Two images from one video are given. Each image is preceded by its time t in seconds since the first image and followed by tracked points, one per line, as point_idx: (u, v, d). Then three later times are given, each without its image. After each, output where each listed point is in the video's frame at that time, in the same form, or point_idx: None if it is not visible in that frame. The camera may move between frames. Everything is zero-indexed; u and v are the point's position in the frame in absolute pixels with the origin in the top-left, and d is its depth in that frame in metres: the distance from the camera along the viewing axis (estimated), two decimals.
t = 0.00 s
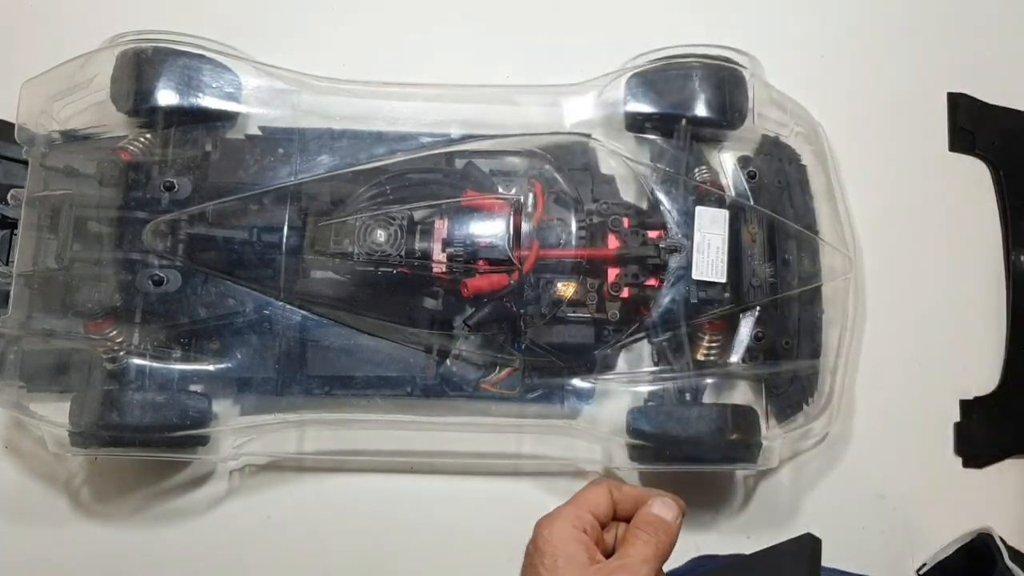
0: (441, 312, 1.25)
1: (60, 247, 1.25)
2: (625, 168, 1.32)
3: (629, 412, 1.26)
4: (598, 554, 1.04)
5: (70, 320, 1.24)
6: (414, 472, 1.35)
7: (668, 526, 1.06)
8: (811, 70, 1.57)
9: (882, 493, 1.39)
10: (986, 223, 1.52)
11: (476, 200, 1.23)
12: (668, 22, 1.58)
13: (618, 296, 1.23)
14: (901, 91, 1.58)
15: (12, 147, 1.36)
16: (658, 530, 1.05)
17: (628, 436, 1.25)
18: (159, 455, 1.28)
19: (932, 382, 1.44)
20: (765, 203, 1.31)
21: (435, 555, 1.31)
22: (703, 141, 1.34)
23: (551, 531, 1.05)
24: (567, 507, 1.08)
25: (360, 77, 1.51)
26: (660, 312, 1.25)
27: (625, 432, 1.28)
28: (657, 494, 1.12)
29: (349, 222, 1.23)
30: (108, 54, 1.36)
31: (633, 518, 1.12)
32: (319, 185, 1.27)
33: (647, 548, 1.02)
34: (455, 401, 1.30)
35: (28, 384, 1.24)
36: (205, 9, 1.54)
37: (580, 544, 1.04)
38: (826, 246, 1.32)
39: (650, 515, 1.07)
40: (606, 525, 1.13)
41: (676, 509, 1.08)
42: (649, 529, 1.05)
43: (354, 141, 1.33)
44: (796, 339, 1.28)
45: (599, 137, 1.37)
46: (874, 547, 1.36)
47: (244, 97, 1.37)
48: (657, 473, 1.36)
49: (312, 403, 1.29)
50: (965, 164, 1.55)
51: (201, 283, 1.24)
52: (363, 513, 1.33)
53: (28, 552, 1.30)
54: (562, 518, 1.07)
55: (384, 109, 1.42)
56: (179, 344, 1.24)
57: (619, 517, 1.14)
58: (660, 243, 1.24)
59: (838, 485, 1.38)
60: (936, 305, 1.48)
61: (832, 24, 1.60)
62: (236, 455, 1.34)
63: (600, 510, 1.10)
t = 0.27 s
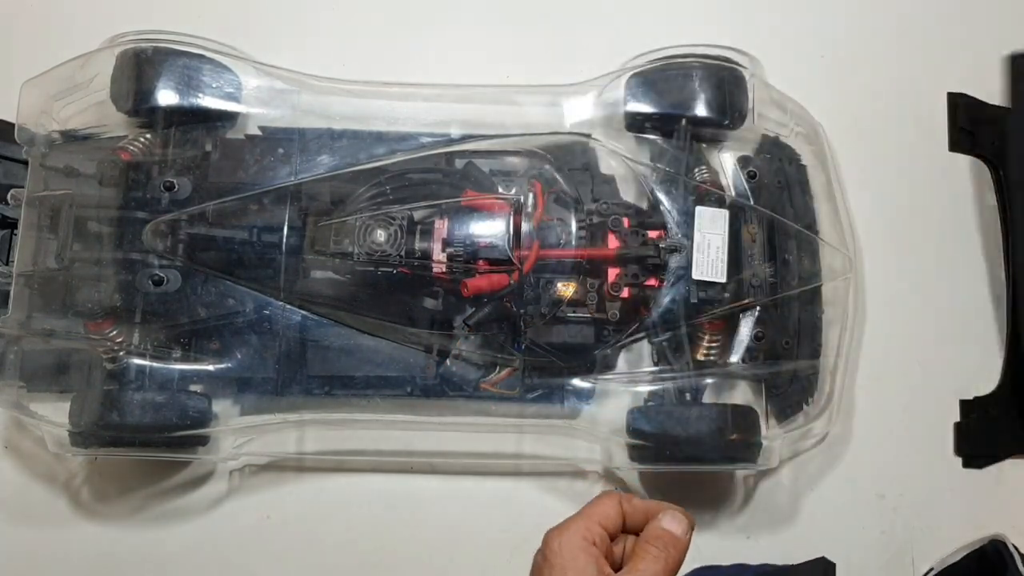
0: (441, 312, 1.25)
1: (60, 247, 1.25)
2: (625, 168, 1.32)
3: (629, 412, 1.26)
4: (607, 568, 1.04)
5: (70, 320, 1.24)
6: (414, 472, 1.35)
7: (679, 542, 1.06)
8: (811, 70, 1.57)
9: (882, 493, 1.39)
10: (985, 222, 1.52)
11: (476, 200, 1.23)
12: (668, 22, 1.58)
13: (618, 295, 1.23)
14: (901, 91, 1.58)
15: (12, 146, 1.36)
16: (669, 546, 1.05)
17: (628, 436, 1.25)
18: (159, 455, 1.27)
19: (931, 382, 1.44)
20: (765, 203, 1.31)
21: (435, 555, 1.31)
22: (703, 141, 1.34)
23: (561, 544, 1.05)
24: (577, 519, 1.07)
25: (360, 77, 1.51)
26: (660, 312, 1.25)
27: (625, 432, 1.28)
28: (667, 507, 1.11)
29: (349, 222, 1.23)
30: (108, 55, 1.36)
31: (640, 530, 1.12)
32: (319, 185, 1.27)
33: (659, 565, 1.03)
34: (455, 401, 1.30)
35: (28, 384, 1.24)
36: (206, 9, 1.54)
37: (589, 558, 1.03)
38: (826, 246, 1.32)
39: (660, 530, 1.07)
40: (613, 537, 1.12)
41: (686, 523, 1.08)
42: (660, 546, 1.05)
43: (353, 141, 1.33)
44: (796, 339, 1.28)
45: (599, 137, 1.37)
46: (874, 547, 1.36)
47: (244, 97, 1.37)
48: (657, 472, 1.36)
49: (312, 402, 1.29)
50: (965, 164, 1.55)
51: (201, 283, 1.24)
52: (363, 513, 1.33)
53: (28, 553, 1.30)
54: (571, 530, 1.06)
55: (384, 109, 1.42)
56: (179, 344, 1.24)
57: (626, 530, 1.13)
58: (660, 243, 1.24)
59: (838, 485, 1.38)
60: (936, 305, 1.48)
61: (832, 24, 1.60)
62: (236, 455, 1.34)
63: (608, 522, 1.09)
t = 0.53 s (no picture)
0: (441, 312, 1.25)
1: (60, 247, 1.25)
2: (625, 168, 1.32)
3: (629, 412, 1.26)
4: None
5: (70, 320, 1.24)
6: (414, 472, 1.35)
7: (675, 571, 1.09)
8: (811, 70, 1.57)
9: (882, 493, 1.39)
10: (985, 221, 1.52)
11: (476, 200, 1.23)
12: (668, 23, 1.58)
13: (618, 295, 1.23)
14: (901, 91, 1.58)
15: (12, 146, 1.36)
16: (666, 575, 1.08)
17: (628, 436, 1.25)
18: (159, 455, 1.28)
19: (932, 382, 1.44)
20: (765, 203, 1.31)
21: (435, 555, 1.31)
22: (703, 141, 1.34)
23: None
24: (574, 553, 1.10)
25: (360, 77, 1.51)
26: (660, 312, 1.25)
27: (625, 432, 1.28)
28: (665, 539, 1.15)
29: (349, 222, 1.23)
30: (109, 55, 1.36)
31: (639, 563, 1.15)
32: (319, 185, 1.27)
33: None
34: (455, 401, 1.30)
35: (28, 384, 1.24)
36: (205, 9, 1.54)
37: None
38: (826, 245, 1.32)
39: (658, 560, 1.10)
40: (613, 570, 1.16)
41: (682, 553, 1.12)
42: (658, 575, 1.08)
43: (354, 141, 1.33)
44: (796, 339, 1.28)
45: (599, 137, 1.37)
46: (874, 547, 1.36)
47: (243, 97, 1.37)
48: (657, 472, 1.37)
49: (312, 402, 1.29)
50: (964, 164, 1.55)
51: (201, 284, 1.24)
52: (363, 513, 1.33)
53: (27, 553, 1.30)
54: (570, 562, 1.10)
55: (384, 109, 1.42)
56: (179, 344, 1.24)
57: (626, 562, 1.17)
58: (660, 243, 1.24)
59: (839, 485, 1.39)
60: (936, 304, 1.48)
61: (832, 24, 1.61)
62: (236, 455, 1.34)
63: (607, 554, 1.13)
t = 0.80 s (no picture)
0: (441, 312, 1.25)
1: (60, 247, 1.25)
2: (625, 168, 1.32)
3: (629, 412, 1.26)
4: None
5: (70, 320, 1.24)
6: (414, 472, 1.35)
7: None
8: (810, 70, 1.57)
9: (882, 493, 1.39)
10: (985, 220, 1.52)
11: (476, 200, 1.23)
12: (668, 23, 1.58)
13: (618, 295, 1.23)
14: (901, 91, 1.58)
15: (12, 147, 1.36)
16: None
17: (628, 436, 1.25)
18: (159, 455, 1.28)
19: (932, 382, 1.44)
20: (765, 203, 1.31)
21: (436, 555, 1.31)
22: (703, 141, 1.34)
23: None
24: None
25: (360, 77, 1.51)
26: (660, 312, 1.25)
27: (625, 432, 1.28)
28: None
29: (349, 222, 1.23)
30: (109, 55, 1.37)
31: None
32: (319, 185, 1.27)
33: None
34: (455, 401, 1.30)
35: (28, 384, 1.24)
36: (206, 8, 1.54)
37: None
38: (826, 245, 1.32)
39: None
40: None
41: None
42: None
43: (354, 141, 1.33)
44: (796, 339, 1.28)
45: (599, 137, 1.37)
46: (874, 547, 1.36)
47: (244, 97, 1.37)
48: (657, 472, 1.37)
49: (312, 403, 1.29)
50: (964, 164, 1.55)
51: (201, 284, 1.24)
52: (364, 512, 1.33)
53: (27, 553, 1.30)
54: None
55: (384, 109, 1.42)
56: (179, 344, 1.24)
57: None
58: (660, 243, 1.24)
59: (839, 484, 1.39)
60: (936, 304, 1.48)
61: (831, 24, 1.61)
62: (236, 455, 1.34)
63: None
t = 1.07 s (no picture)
0: (441, 312, 1.25)
1: (60, 247, 1.25)
2: (625, 168, 1.32)
3: (629, 412, 1.26)
4: None
5: (70, 320, 1.24)
6: (414, 472, 1.35)
7: None
8: (810, 70, 1.57)
9: (883, 493, 1.39)
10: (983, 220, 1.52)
11: (476, 200, 1.23)
12: (668, 23, 1.58)
13: (618, 295, 1.23)
14: (901, 91, 1.58)
15: (12, 147, 1.36)
16: None
17: (628, 436, 1.25)
18: (159, 455, 1.28)
19: (931, 382, 1.44)
20: (766, 204, 1.31)
21: (436, 555, 1.31)
22: (703, 141, 1.34)
23: None
24: None
25: (360, 77, 1.51)
26: (660, 312, 1.25)
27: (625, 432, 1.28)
28: None
29: (349, 222, 1.23)
30: (109, 55, 1.37)
31: None
32: (319, 185, 1.27)
33: None
34: (455, 401, 1.30)
35: (28, 384, 1.24)
36: (205, 8, 1.54)
37: None
38: (826, 246, 1.32)
39: None
40: None
41: None
42: None
43: (354, 141, 1.33)
44: (796, 339, 1.28)
45: (599, 137, 1.37)
46: (874, 547, 1.36)
47: (244, 97, 1.37)
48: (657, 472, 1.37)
49: (312, 403, 1.29)
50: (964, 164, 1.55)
51: (201, 284, 1.24)
52: (364, 513, 1.33)
53: (27, 553, 1.30)
54: None
55: (384, 109, 1.42)
56: (179, 344, 1.24)
57: None
58: (660, 243, 1.24)
59: (838, 485, 1.39)
60: (935, 304, 1.48)
61: (831, 24, 1.61)
62: (236, 455, 1.34)
63: None
